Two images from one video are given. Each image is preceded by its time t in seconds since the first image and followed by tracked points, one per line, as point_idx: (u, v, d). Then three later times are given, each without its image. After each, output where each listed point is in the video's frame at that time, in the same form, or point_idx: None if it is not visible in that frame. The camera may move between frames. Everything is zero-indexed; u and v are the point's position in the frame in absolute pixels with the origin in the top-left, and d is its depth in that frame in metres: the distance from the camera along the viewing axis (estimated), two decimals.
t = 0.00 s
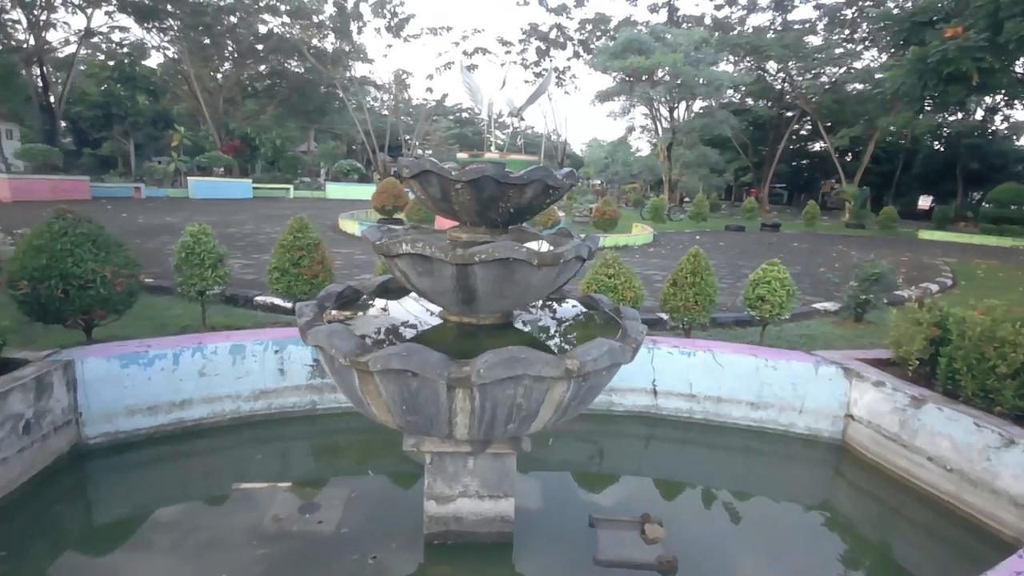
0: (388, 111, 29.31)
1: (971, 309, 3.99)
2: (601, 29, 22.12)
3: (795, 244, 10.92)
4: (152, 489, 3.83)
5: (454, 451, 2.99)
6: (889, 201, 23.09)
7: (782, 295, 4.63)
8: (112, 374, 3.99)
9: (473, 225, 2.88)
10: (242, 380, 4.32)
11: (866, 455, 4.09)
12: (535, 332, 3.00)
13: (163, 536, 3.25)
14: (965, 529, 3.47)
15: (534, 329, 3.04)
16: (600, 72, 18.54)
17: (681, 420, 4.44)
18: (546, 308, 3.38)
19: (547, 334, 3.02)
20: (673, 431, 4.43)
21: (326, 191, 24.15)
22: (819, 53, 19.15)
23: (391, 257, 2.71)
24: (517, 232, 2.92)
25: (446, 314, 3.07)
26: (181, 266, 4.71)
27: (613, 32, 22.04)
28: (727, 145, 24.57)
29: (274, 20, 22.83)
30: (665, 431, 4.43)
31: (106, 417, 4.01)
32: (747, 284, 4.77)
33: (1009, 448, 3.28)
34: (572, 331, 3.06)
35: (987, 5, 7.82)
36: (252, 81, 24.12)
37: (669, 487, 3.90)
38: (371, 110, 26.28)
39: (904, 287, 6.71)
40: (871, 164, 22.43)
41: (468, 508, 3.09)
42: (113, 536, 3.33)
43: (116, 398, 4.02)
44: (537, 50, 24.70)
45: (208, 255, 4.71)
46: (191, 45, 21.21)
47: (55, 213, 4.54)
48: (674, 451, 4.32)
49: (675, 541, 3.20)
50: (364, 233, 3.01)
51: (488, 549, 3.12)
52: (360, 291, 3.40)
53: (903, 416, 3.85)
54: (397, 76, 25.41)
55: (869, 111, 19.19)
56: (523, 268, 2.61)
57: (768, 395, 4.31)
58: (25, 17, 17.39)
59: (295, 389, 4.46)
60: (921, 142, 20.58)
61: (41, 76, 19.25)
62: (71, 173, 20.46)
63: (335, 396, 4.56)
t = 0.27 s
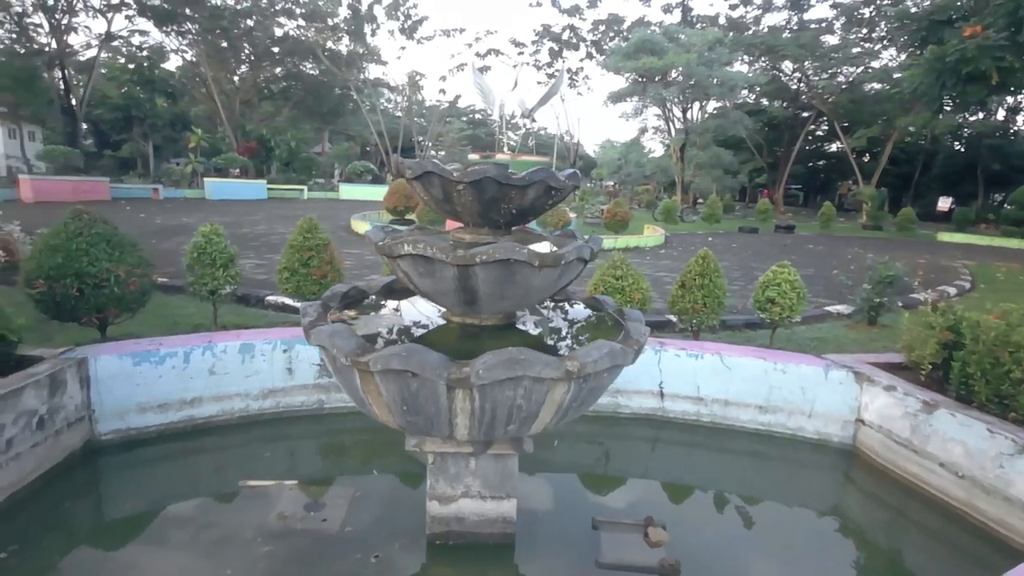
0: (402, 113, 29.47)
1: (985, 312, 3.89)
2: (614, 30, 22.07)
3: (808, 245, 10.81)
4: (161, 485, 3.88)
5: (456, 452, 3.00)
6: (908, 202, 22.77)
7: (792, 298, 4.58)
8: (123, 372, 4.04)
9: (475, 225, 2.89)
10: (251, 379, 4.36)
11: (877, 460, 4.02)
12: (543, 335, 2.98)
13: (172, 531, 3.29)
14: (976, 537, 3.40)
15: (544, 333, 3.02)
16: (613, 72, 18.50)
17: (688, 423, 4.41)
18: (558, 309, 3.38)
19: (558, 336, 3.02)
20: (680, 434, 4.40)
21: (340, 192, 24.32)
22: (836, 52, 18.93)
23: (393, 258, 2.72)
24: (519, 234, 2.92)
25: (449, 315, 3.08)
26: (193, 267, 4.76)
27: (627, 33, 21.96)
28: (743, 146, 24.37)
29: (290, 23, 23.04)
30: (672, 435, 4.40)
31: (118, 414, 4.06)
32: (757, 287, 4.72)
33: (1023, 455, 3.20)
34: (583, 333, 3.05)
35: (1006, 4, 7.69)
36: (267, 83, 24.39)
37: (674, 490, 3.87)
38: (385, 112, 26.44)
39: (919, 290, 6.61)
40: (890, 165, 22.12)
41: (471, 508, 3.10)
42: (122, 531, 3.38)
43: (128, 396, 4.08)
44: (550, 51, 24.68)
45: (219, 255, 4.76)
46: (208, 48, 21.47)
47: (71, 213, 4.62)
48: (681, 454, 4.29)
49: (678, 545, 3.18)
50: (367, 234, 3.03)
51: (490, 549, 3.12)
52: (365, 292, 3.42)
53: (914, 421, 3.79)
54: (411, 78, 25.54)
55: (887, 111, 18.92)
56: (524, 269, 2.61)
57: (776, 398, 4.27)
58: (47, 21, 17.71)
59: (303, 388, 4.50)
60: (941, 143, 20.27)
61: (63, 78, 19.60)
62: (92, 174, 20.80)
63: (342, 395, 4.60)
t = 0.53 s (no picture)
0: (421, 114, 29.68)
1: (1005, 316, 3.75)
2: (633, 31, 21.96)
3: (829, 247, 10.65)
4: (176, 479, 3.97)
5: (460, 451, 3.02)
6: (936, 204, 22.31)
7: (805, 301, 4.52)
8: (141, 369, 4.15)
9: (479, 226, 2.91)
10: (264, 377, 4.44)
11: (892, 467, 3.94)
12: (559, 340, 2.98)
13: (184, 524, 3.38)
14: (988, 547, 3.31)
15: (560, 336, 3.04)
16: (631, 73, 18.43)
17: (698, 427, 4.38)
18: (574, 311, 3.38)
19: (575, 338, 3.03)
20: (689, 437, 4.37)
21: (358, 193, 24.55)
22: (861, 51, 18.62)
23: (397, 258, 2.76)
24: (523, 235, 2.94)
25: (453, 315, 3.11)
26: (211, 266, 4.85)
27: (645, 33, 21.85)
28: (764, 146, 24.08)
29: (311, 27, 23.35)
30: (681, 438, 4.38)
31: (136, 409, 4.17)
32: (770, 290, 4.67)
33: None
34: (600, 335, 3.05)
35: None
36: (289, 86, 24.73)
37: (682, 493, 3.85)
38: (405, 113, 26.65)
39: (942, 293, 6.48)
40: (916, 165, 21.70)
41: (475, 508, 3.12)
42: (137, 523, 3.48)
43: (145, 392, 4.18)
44: (568, 52, 24.66)
45: (236, 255, 4.86)
46: (231, 52, 21.83)
47: (93, 214, 4.74)
48: (690, 457, 4.27)
49: (682, 548, 3.16)
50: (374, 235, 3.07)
51: (493, 548, 3.14)
52: (374, 292, 3.45)
53: (929, 428, 3.70)
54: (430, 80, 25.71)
55: (914, 111, 18.54)
56: (525, 270, 2.63)
57: (788, 403, 4.22)
58: (77, 27, 18.15)
59: (315, 387, 4.57)
60: (969, 143, 19.82)
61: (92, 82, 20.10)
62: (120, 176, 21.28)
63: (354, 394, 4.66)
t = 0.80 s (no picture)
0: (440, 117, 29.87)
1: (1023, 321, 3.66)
2: (651, 32, 21.86)
3: (850, 250, 10.47)
4: (191, 474, 4.06)
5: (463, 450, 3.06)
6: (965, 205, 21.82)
7: (818, 304, 4.47)
8: (158, 366, 4.25)
9: (481, 228, 2.94)
10: (277, 375, 4.53)
11: (904, 474, 3.88)
12: (575, 340, 3.01)
13: (200, 518, 3.45)
14: (1001, 556, 3.23)
15: (575, 338, 3.06)
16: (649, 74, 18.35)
17: (707, 430, 4.36)
18: (591, 313, 3.38)
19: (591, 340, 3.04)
20: (697, 440, 4.35)
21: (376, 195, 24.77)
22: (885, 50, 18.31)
23: (400, 259, 2.79)
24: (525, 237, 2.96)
25: (457, 316, 3.14)
26: (227, 267, 4.95)
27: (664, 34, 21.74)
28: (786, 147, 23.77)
29: (332, 31, 23.65)
30: (689, 441, 4.36)
31: (153, 405, 4.27)
32: (782, 293, 4.62)
33: None
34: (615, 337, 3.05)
35: None
36: (310, 89, 25.08)
37: (689, 496, 3.83)
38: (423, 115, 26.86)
39: (963, 296, 6.34)
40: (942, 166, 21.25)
41: (477, 506, 3.14)
42: (150, 516, 3.58)
43: (162, 388, 4.29)
44: (586, 54, 24.63)
45: (251, 256, 4.96)
46: (255, 56, 22.21)
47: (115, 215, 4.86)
48: (699, 460, 4.25)
49: (685, 551, 3.15)
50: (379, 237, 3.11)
51: (495, 547, 3.16)
52: (381, 293, 3.50)
53: (942, 435, 3.64)
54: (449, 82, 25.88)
55: (941, 110, 18.15)
56: (525, 272, 2.65)
57: (798, 407, 4.18)
58: (106, 33, 18.62)
59: (326, 385, 4.65)
60: (999, 143, 19.35)
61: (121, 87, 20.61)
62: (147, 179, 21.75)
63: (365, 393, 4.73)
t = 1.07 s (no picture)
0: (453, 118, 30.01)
1: None
2: (665, 32, 21.77)
3: (864, 252, 10.35)
4: (202, 469, 4.14)
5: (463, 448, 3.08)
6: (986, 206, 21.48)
7: (826, 305, 4.44)
8: (170, 362, 4.33)
9: (482, 229, 2.97)
10: (286, 373, 4.60)
11: (911, 478, 3.84)
12: (584, 339, 3.05)
13: (217, 514, 3.48)
14: (1007, 560, 3.19)
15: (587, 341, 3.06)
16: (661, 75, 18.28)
17: (712, 431, 4.34)
18: (603, 315, 3.38)
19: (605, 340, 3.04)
20: (702, 441, 4.34)
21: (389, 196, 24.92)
22: (904, 49, 18.06)
23: (401, 259, 2.82)
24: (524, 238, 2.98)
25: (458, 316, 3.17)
26: (238, 267, 5.03)
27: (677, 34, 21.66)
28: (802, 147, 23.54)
29: (346, 34, 23.85)
30: (695, 442, 4.35)
31: (165, 401, 4.36)
32: (789, 294, 4.59)
33: None
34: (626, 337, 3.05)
35: None
36: (325, 91, 25.32)
37: (692, 496, 3.82)
38: (436, 117, 26.99)
39: (977, 299, 6.25)
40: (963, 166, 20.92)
41: (477, 503, 3.17)
42: (160, 510, 3.65)
43: (174, 384, 4.37)
44: (598, 55, 24.61)
45: (262, 256, 5.03)
46: (271, 59, 22.48)
47: (129, 216, 4.96)
48: (703, 461, 4.24)
49: (685, 552, 3.14)
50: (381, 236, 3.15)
51: (495, 545, 3.18)
52: (386, 293, 3.53)
53: (949, 438, 3.60)
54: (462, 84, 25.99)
55: (961, 110, 17.86)
56: (523, 272, 2.67)
57: (804, 409, 4.16)
58: (126, 38, 18.95)
59: (334, 383, 4.71)
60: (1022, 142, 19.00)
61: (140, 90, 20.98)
62: (165, 180, 22.09)
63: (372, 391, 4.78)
